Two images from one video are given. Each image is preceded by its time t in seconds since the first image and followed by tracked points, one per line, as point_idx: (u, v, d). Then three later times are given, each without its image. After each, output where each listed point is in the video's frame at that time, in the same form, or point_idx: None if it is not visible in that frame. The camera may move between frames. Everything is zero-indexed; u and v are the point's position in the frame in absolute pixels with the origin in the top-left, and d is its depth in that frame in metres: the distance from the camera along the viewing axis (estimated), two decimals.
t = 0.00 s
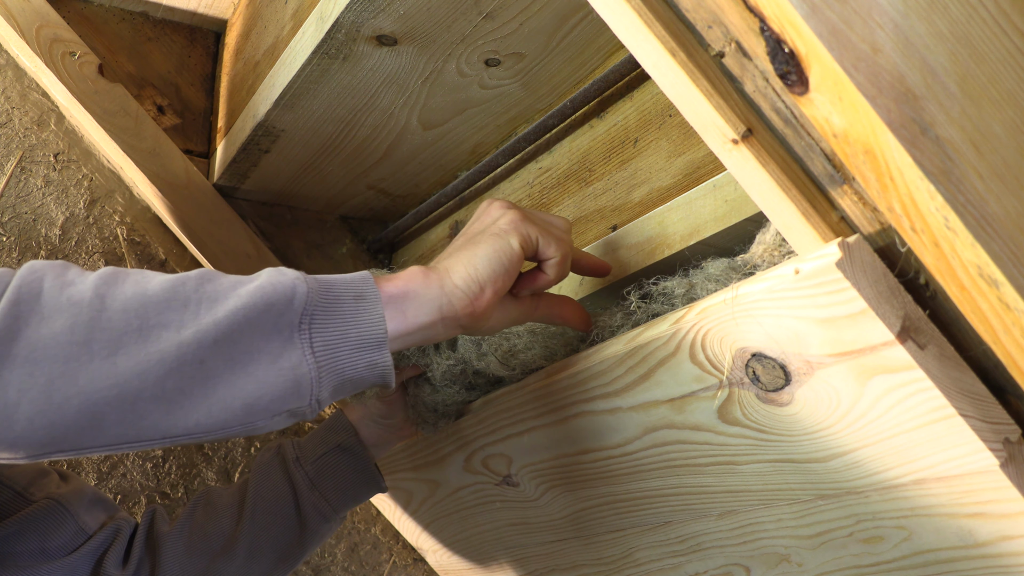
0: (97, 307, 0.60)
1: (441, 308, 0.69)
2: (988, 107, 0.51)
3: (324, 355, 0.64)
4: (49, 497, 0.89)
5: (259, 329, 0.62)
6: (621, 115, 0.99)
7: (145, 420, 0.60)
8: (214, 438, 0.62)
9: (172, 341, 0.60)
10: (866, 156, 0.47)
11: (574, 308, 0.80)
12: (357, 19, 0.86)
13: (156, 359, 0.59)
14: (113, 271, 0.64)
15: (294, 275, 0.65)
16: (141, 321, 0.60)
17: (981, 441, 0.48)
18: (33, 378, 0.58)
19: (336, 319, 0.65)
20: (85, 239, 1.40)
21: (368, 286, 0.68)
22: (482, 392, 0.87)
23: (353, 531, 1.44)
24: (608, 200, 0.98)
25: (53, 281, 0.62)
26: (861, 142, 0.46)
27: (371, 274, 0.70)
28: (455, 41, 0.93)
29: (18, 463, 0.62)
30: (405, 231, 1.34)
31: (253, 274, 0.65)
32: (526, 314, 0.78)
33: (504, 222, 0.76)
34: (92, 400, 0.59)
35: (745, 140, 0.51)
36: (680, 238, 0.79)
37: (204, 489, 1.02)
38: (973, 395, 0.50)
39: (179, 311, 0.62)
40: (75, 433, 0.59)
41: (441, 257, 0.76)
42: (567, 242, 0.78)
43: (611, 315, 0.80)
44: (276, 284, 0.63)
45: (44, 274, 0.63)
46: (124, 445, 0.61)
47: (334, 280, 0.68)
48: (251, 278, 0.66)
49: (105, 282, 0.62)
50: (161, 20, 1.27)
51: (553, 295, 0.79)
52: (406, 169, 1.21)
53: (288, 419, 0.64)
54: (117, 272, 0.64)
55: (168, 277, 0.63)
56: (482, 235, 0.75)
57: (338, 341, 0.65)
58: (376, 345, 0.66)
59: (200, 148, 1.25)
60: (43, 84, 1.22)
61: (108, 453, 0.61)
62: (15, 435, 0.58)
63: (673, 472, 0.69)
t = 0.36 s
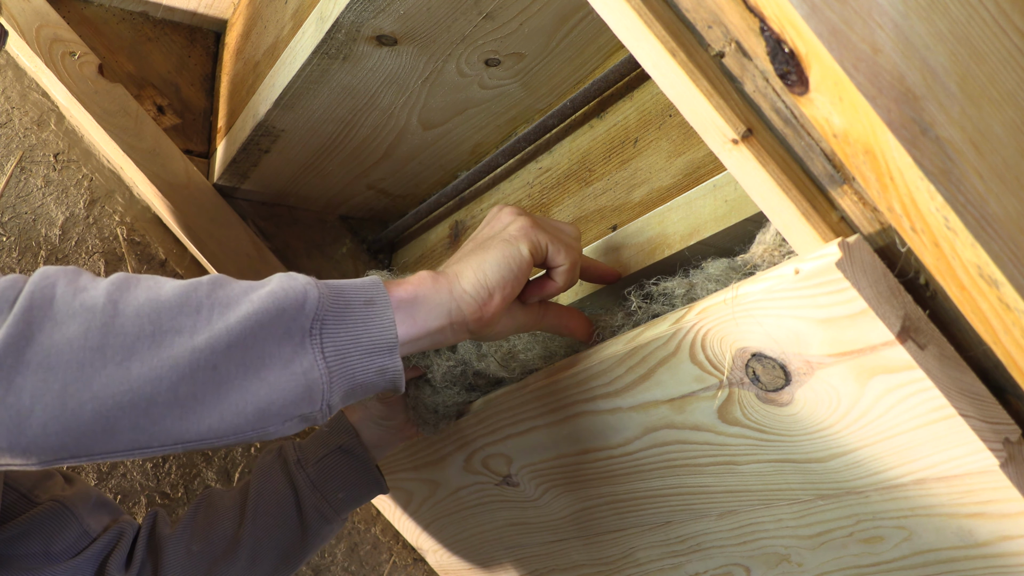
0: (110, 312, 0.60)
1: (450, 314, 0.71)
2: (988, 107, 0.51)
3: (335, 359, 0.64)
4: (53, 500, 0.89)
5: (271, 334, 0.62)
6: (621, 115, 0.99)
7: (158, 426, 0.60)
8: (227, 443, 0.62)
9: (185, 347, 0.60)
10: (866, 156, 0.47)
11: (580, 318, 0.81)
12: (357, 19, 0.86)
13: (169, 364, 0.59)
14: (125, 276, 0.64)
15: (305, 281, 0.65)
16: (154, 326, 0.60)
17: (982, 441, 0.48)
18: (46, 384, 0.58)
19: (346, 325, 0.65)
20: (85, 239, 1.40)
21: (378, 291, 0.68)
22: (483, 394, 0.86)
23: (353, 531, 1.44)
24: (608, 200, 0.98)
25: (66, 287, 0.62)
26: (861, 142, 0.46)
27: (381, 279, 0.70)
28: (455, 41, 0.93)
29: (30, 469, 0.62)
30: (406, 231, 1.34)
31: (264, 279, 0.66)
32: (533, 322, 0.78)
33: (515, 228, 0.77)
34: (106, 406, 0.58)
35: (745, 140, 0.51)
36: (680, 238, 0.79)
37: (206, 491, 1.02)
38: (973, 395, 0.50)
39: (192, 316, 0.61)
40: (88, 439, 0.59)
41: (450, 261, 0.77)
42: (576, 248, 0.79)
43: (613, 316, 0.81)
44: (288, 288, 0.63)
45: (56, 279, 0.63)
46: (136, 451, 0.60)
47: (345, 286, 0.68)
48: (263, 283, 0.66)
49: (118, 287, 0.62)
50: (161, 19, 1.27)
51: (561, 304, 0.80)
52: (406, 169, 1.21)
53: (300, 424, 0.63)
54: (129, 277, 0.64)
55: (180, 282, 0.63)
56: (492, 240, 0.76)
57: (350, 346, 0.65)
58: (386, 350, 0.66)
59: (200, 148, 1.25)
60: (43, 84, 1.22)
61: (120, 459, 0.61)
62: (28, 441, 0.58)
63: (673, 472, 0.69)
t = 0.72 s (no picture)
0: (113, 313, 0.60)
1: (451, 317, 0.71)
2: (988, 107, 0.51)
3: (337, 362, 0.64)
4: (58, 502, 0.89)
5: (273, 337, 0.62)
6: (621, 115, 0.99)
7: (161, 428, 0.60)
8: (229, 446, 0.62)
9: (188, 348, 0.60)
10: (866, 156, 0.47)
11: (580, 322, 0.80)
12: (357, 19, 0.86)
13: (171, 366, 0.59)
14: (127, 278, 0.64)
15: (308, 283, 0.65)
16: (156, 328, 0.60)
17: (982, 441, 0.48)
18: (49, 385, 0.58)
19: (348, 327, 0.65)
20: (85, 239, 1.40)
21: (380, 294, 0.68)
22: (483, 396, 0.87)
23: (353, 531, 1.44)
24: (607, 200, 0.98)
25: (68, 289, 0.62)
26: (860, 142, 0.46)
27: (382, 282, 0.70)
28: (455, 41, 0.93)
29: (32, 471, 0.62)
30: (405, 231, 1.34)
31: (267, 282, 0.66)
32: (533, 325, 0.78)
33: (515, 231, 0.77)
34: (108, 408, 0.58)
35: (745, 140, 0.51)
36: (680, 238, 0.79)
37: (207, 492, 1.02)
38: (973, 395, 0.50)
39: (194, 318, 0.62)
40: (91, 440, 0.59)
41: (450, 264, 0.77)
42: (576, 249, 0.79)
43: (612, 316, 0.81)
44: (290, 291, 0.63)
45: (59, 281, 0.63)
46: (138, 453, 0.60)
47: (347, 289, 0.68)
48: (264, 286, 0.66)
49: (120, 289, 0.62)
50: (161, 20, 1.27)
51: (560, 307, 0.80)
52: (406, 169, 1.21)
53: (302, 427, 0.63)
54: (132, 279, 0.64)
55: (183, 285, 0.63)
56: (492, 243, 0.76)
57: (352, 349, 0.65)
58: (388, 353, 0.66)
59: (200, 148, 1.25)
60: (43, 84, 1.22)
61: (122, 461, 0.61)
62: (30, 443, 0.58)
63: (673, 472, 0.69)
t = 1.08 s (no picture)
0: (115, 313, 0.60)
1: (452, 317, 0.71)
2: (988, 107, 0.51)
3: (339, 361, 0.64)
4: (58, 502, 0.90)
5: (275, 336, 0.62)
6: (621, 115, 0.99)
7: (163, 427, 0.60)
8: (230, 446, 0.62)
9: (190, 347, 0.60)
10: (866, 156, 0.47)
11: (580, 322, 0.80)
12: (357, 19, 0.86)
13: (173, 365, 0.59)
14: (129, 278, 0.64)
15: (309, 283, 0.65)
16: (158, 327, 0.60)
17: (982, 441, 0.48)
18: (51, 384, 0.58)
19: (349, 327, 0.65)
20: (85, 239, 1.40)
21: (381, 294, 0.68)
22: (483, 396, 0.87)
23: (353, 531, 1.44)
24: (608, 200, 0.98)
25: (70, 288, 0.62)
26: (861, 141, 0.46)
27: (383, 282, 0.70)
28: (455, 41, 0.93)
29: (32, 471, 0.62)
30: (405, 231, 1.34)
31: (268, 282, 0.66)
32: (534, 325, 0.77)
33: (514, 231, 0.77)
34: (110, 407, 0.58)
35: (745, 140, 0.51)
36: (680, 238, 0.79)
37: (207, 492, 1.02)
38: (973, 395, 0.50)
39: (196, 317, 0.62)
40: (92, 439, 0.59)
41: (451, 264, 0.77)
42: (576, 249, 0.79)
43: (612, 316, 0.81)
44: (292, 291, 0.64)
45: (60, 280, 0.63)
46: (140, 453, 0.60)
47: (348, 290, 0.69)
48: (265, 286, 0.66)
49: (122, 288, 0.62)
50: (161, 19, 1.27)
51: (561, 306, 0.80)
52: (406, 169, 1.20)
53: (303, 427, 0.63)
54: (134, 279, 0.64)
55: (185, 285, 0.63)
56: (492, 243, 0.76)
57: (353, 348, 0.65)
58: (390, 353, 0.66)
59: (200, 148, 1.25)
60: (43, 84, 1.22)
61: (123, 461, 0.61)
62: (31, 442, 0.58)
63: (673, 472, 0.69)
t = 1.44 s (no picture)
0: (114, 315, 0.60)
1: (452, 319, 0.71)
2: (988, 107, 0.51)
3: (338, 363, 0.64)
4: (57, 502, 0.90)
5: (275, 338, 0.62)
6: (621, 115, 0.99)
7: (162, 429, 0.60)
8: (230, 448, 0.62)
9: (189, 350, 0.60)
10: (866, 156, 0.47)
11: (580, 322, 0.80)
12: (357, 19, 0.86)
13: (173, 367, 0.59)
14: (129, 280, 0.64)
15: (309, 285, 0.65)
16: (158, 329, 0.60)
17: (982, 441, 0.48)
18: (50, 385, 0.58)
19: (349, 329, 0.65)
20: (85, 239, 1.40)
21: (381, 296, 0.68)
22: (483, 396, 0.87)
23: (353, 531, 1.44)
24: (608, 200, 0.98)
25: (70, 290, 0.62)
26: (860, 141, 0.46)
27: (383, 283, 0.70)
28: (455, 41, 0.93)
29: (32, 472, 0.62)
30: (405, 231, 1.34)
31: (267, 284, 0.66)
32: (534, 326, 0.77)
33: (514, 233, 0.77)
34: (109, 409, 0.58)
35: (745, 140, 0.51)
36: (680, 238, 0.79)
37: (207, 493, 1.02)
38: (973, 395, 0.50)
39: (195, 319, 0.62)
40: (92, 441, 0.59)
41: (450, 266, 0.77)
42: (575, 251, 0.79)
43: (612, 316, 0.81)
44: (291, 293, 0.64)
45: (60, 282, 0.63)
46: (139, 454, 0.60)
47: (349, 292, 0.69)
48: (265, 288, 0.66)
49: (122, 290, 0.62)
50: (161, 19, 1.27)
51: (560, 308, 0.80)
52: (406, 169, 1.20)
53: (303, 429, 0.63)
54: (133, 281, 0.64)
55: (184, 286, 0.63)
56: (492, 245, 0.76)
57: (353, 350, 0.65)
58: (390, 355, 0.66)
59: (200, 148, 1.25)
60: (43, 85, 1.22)
61: (123, 463, 0.61)
62: (31, 444, 0.58)
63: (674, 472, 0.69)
